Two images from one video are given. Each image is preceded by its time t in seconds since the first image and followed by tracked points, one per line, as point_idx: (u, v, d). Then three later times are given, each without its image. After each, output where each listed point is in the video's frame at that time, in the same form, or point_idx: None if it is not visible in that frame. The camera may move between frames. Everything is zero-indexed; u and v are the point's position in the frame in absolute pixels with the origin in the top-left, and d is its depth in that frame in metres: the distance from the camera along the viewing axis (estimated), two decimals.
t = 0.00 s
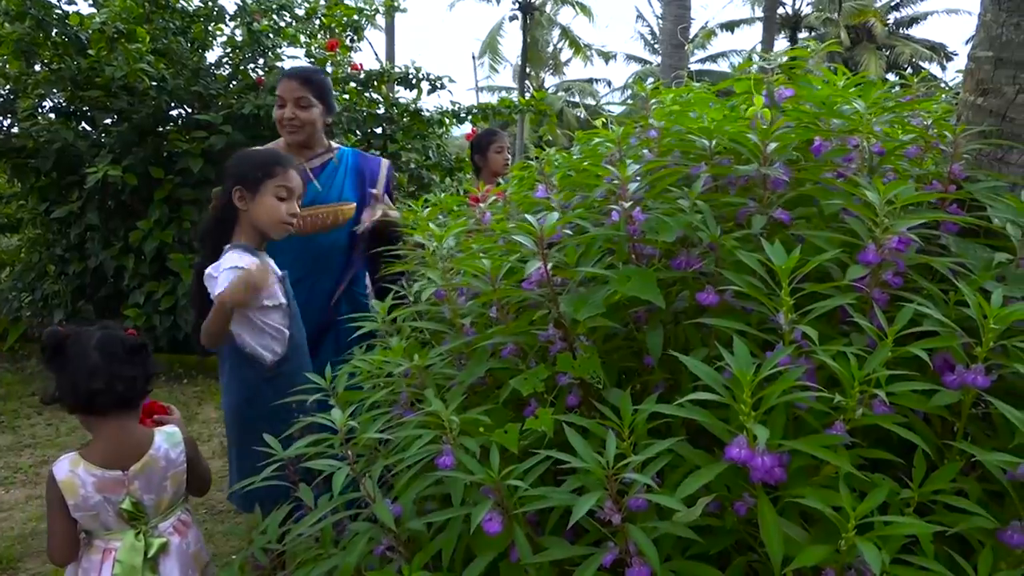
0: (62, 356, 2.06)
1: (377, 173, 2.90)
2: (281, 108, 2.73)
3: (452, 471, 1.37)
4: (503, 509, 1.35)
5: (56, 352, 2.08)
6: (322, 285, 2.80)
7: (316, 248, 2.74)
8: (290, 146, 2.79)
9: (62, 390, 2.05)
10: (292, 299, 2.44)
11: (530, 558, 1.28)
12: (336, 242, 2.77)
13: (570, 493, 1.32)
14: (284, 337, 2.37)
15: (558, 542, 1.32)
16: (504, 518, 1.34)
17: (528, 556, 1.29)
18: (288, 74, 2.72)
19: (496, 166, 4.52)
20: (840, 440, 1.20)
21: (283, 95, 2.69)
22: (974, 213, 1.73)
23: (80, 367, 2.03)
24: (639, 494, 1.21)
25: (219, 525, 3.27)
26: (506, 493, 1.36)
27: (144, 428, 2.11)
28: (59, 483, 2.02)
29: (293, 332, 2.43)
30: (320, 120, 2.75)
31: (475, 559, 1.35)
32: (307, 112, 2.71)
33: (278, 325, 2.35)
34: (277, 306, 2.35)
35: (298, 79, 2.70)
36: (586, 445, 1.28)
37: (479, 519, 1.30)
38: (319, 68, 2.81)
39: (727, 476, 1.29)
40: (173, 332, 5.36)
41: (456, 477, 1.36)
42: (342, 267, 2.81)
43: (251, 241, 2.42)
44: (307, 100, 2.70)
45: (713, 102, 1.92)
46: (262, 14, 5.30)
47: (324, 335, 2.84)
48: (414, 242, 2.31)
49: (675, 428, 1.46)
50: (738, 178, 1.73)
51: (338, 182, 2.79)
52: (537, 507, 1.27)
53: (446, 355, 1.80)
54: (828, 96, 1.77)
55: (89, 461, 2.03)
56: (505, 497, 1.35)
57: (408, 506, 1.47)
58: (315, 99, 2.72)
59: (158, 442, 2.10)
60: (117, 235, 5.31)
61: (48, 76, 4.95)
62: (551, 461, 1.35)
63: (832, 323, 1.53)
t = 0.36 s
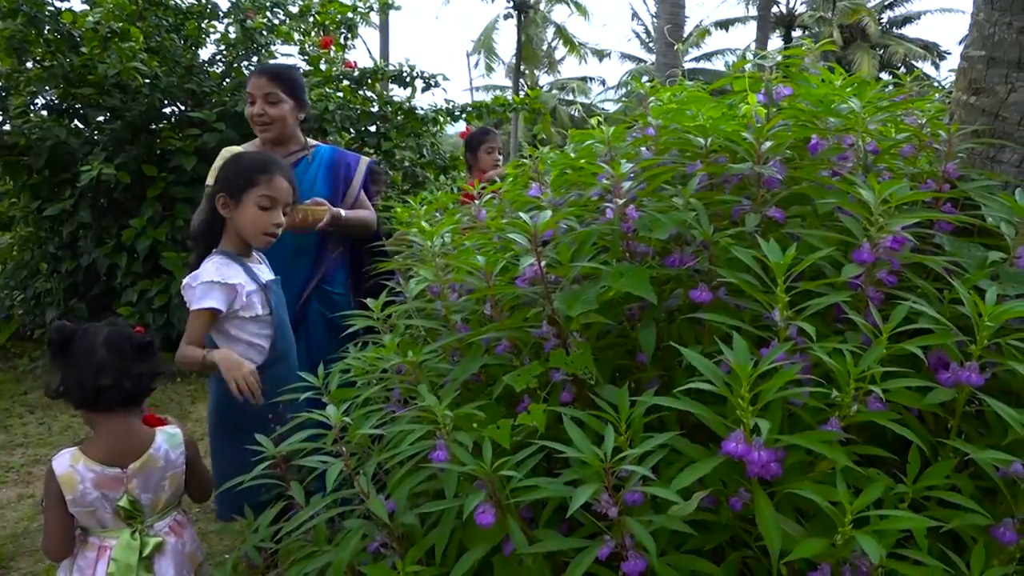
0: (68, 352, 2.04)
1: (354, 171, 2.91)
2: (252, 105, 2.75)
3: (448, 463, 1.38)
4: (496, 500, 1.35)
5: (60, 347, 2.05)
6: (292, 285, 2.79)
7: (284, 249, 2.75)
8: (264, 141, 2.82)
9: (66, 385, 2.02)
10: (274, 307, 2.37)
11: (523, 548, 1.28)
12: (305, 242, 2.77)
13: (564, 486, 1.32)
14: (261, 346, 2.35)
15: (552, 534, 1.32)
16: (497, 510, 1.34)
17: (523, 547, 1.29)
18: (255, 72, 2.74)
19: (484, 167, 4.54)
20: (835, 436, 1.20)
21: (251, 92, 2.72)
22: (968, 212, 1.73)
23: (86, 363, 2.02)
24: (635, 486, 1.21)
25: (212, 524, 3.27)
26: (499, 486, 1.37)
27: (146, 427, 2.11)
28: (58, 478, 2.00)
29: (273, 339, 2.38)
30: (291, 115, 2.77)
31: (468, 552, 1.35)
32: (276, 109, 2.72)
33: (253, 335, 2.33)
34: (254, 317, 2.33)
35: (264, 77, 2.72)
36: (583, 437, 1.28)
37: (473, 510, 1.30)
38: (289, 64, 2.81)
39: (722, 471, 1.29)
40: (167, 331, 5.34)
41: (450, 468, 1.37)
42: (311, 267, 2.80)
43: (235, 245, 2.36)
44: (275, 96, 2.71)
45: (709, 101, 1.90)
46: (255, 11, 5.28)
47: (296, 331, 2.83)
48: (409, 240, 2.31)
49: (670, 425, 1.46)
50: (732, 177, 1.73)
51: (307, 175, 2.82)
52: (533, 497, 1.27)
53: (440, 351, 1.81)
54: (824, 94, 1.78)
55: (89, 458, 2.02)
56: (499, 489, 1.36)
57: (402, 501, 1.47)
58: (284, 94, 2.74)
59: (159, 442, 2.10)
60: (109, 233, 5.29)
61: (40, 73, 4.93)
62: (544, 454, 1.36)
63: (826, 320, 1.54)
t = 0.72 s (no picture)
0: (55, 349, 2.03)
1: (331, 164, 2.90)
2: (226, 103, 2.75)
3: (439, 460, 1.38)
4: (488, 498, 1.35)
5: (46, 345, 2.05)
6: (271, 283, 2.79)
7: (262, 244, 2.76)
8: (239, 138, 2.83)
9: (51, 383, 2.02)
10: (257, 310, 2.36)
11: (512, 546, 1.28)
12: (283, 237, 2.77)
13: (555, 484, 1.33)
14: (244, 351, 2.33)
15: (541, 530, 1.32)
16: (488, 508, 1.34)
17: (514, 543, 1.29)
18: (227, 70, 2.74)
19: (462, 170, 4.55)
20: (822, 431, 1.21)
21: (224, 90, 2.72)
22: (952, 210, 1.75)
23: (71, 361, 2.01)
24: (624, 482, 1.22)
25: (197, 522, 3.25)
26: (489, 483, 1.37)
27: (132, 426, 2.09)
28: (43, 475, 2.00)
29: (256, 341, 2.37)
30: (266, 112, 2.77)
31: (458, 549, 1.35)
32: (249, 106, 2.72)
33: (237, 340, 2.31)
34: (240, 322, 2.31)
35: (236, 74, 2.72)
36: (573, 433, 1.29)
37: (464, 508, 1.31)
38: (261, 59, 2.80)
39: (709, 466, 1.30)
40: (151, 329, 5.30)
41: (441, 464, 1.37)
42: (291, 262, 2.80)
43: (216, 248, 2.31)
44: (248, 93, 2.71)
45: (696, 100, 1.92)
46: (241, 7, 5.25)
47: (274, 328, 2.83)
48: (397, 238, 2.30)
49: (658, 422, 1.47)
50: (720, 174, 1.73)
51: (284, 172, 2.82)
52: (523, 493, 1.27)
53: (429, 349, 1.81)
54: (810, 92, 1.80)
55: (75, 455, 2.01)
56: (489, 487, 1.36)
57: (390, 498, 1.47)
58: (257, 91, 2.73)
59: (145, 441, 2.08)
60: (93, 230, 5.24)
61: (22, 69, 4.87)
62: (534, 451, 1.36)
63: (812, 317, 1.55)
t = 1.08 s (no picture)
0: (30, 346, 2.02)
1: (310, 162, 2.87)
2: (201, 99, 2.75)
3: (422, 453, 1.39)
4: (470, 493, 1.36)
5: (22, 344, 2.04)
6: (253, 281, 2.78)
7: (242, 245, 2.74)
8: (214, 135, 2.82)
9: (27, 382, 2.01)
10: (239, 307, 2.35)
11: (494, 539, 1.29)
12: (263, 237, 2.76)
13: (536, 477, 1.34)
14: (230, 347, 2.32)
15: (522, 524, 1.33)
16: (470, 504, 1.34)
17: (498, 535, 1.30)
18: (199, 66, 2.74)
19: (438, 168, 4.54)
20: (797, 424, 1.22)
21: (199, 86, 2.72)
22: (925, 205, 1.77)
23: (47, 360, 1.99)
24: (607, 476, 1.23)
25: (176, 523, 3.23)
26: (471, 479, 1.37)
27: (109, 425, 2.07)
28: (19, 474, 1.99)
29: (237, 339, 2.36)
30: (242, 106, 2.77)
31: (439, 546, 1.35)
32: (226, 100, 2.73)
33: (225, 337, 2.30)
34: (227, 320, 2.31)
35: (210, 70, 2.72)
36: (559, 424, 1.30)
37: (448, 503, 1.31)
38: (232, 55, 2.81)
39: (689, 460, 1.31)
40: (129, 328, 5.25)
41: (423, 459, 1.37)
42: (272, 262, 2.78)
43: (194, 248, 2.29)
44: (223, 88, 2.72)
45: (672, 97, 1.95)
46: (218, 3, 5.20)
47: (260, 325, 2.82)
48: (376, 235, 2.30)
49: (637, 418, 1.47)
50: (697, 170, 1.74)
51: (262, 169, 2.80)
52: (508, 485, 1.28)
53: (408, 346, 1.81)
54: (785, 89, 1.82)
55: (50, 454, 2.00)
56: (472, 483, 1.36)
57: (370, 496, 1.47)
58: (232, 85, 2.74)
59: (122, 441, 2.06)
60: (68, 228, 5.18)
61: None
62: (517, 446, 1.36)
63: (788, 312, 1.56)
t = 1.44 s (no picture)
0: (37, 349, 2.00)
1: (292, 159, 2.87)
2: (180, 99, 2.71)
3: (406, 452, 1.38)
4: (454, 491, 1.36)
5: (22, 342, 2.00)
6: (243, 282, 2.73)
7: (232, 245, 2.69)
8: (195, 134, 2.79)
9: (30, 382, 1.98)
10: (226, 305, 2.34)
11: (479, 539, 1.28)
12: (253, 236, 2.73)
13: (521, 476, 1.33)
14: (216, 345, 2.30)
15: (507, 523, 1.33)
16: (453, 502, 1.34)
17: (480, 536, 1.29)
18: (176, 64, 2.70)
19: (420, 165, 4.53)
20: (783, 420, 1.23)
21: (178, 85, 2.68)
22: (906, 203, 1.79)
23: (58, 365, 1.99)
24: (592, 473, 1.23)
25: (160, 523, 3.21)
26: (454, 476, 1.37)
27: (88, 422, 2.06)
28: None
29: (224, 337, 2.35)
30: (223, 103, 2.76)
31: (423, 544, 1.34)
32: (208, 97, 2.71)
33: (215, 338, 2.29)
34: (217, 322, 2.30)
35: (188, 67, 2.70)
36: (542, 423, 1.29)
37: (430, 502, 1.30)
38: (206, 51, 2.78)
39: (675, 456, 1.32)
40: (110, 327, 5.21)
41: (407, 458, 1.36)
42: (262, 262, 2.76)
43: (173, 253, 2.25)
44: (204, 84, 2.70)
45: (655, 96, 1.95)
46: None
47: (250, 326, 2.79)
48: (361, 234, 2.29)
49: (622, 415, 1.48)
50: (681, 169, 1.75)
51: (248, 169, 2.76)
52: (493, 484, 1.28)
53: (394, 344, 1.80)
54: (768, 87, 1.83)
55: (27, 450, 2.00)
56: (454, 480, 1.36)
57: (356, 494, 1.46)
58: (212, 82, 2.72)
59: (101, 437, 2.05)
60: (48, 227, 5.13)
61: None
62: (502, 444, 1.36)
63: (772, 310, 1.57)
